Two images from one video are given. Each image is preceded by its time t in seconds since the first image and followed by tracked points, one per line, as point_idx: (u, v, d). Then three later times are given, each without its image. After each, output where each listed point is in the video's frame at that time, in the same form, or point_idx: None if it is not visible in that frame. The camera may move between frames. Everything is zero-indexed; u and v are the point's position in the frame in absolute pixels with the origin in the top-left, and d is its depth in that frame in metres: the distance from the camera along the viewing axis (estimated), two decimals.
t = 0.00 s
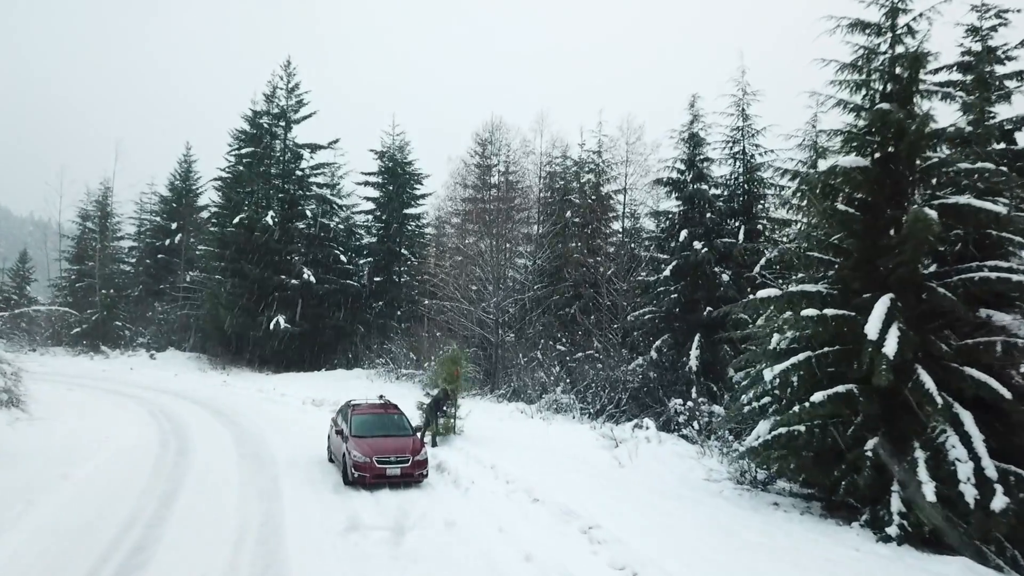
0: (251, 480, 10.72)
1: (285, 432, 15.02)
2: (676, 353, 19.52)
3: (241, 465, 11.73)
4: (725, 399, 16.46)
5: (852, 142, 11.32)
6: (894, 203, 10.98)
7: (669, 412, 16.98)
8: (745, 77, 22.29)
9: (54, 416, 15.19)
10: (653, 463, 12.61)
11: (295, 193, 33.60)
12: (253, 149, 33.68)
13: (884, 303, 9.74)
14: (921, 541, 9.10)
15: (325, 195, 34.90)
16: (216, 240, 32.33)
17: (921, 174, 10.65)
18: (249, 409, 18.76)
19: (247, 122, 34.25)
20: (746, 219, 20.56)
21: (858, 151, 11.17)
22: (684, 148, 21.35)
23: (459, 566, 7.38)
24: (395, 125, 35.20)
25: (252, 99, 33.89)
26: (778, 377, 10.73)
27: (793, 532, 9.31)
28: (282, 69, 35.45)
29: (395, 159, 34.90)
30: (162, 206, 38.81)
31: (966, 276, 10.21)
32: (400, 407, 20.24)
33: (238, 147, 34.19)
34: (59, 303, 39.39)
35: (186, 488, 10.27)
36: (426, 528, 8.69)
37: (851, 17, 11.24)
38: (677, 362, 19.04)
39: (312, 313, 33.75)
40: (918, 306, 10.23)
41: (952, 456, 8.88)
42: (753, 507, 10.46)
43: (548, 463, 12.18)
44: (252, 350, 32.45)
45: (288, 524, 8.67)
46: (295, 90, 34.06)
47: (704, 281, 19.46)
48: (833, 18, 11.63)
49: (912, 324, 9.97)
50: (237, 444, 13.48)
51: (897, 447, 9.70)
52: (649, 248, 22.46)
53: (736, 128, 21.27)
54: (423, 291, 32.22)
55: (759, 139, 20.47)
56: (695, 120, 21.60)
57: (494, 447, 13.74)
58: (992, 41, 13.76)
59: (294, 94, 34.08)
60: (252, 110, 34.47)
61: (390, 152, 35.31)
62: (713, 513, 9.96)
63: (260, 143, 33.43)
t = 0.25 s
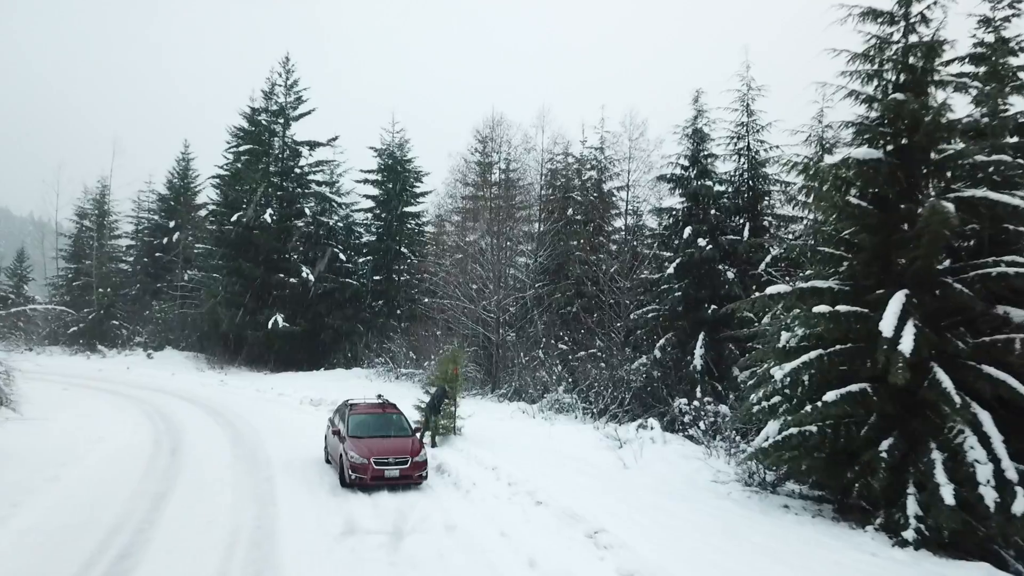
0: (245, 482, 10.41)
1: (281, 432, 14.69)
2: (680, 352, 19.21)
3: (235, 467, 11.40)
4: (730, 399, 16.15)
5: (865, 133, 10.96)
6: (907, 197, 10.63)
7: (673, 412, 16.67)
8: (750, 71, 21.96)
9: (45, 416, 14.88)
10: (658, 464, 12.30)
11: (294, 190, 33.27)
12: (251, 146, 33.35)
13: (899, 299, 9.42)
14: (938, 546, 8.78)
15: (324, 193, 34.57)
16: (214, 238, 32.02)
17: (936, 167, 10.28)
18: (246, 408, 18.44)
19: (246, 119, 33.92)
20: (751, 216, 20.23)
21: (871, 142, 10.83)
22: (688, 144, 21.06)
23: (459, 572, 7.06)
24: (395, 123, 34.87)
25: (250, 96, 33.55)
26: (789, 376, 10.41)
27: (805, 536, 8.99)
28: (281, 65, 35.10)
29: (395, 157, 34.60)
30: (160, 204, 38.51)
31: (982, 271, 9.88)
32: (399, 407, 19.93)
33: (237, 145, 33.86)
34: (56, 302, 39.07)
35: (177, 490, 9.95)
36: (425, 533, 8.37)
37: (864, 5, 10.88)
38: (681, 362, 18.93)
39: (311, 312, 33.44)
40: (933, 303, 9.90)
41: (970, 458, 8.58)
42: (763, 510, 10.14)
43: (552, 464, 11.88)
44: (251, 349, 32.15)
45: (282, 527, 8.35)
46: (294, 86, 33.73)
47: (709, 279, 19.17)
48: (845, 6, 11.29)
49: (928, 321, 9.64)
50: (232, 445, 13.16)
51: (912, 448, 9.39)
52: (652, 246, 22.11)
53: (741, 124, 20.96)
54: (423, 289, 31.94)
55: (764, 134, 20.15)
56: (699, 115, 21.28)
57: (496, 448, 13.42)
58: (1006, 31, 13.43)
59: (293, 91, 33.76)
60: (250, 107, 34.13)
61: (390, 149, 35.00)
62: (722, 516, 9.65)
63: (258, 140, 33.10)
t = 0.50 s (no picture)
0: (238, 483, 10.06)
1: (277, 432, 14.36)
2: (685, 350, 18.86)
3: (228, 468, 11.04)
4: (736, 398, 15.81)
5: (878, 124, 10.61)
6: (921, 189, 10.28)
7: (677, 412, 16.32)
8: (755, 65, 21.63)
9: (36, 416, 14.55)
10: (664, 465, 11.96)
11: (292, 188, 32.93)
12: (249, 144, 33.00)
13: (915, 295, 9.08)
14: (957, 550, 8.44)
15: (322, 191, 34.23)
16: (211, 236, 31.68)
17: (952, 159, 9.93)
18: (242, 408, 18.11)
19: (244, 116, 33.58)
20: (755, 212, 19.90)
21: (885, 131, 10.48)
22: (692, 140, 20.73)
23: None
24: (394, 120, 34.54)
25: (247, 93, 33.20)
26: (800, 374, 10.07)
27: (818, 540, 8.66)
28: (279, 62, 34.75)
29: (394, 154, 34.28)
30: (157, 202, 38.18)
31: (1000, 265, 9.55)
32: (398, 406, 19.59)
33: (234, 142, 33.52)
34: (52, 301, 38.72)
35: (167, 492, 9.61)
36: (424, 537, 8.03)
37: None
38: (685, 360, 18.51)
39: (309, 311, 33.07)
40: (950, 299, 9.57)
41: (992, 459, 8.23)
42: (774, 513, 9.78)
43: (555, 465, 11.55)
44: (248, 348, 31.80)
45: (275, 531, 8.02)
46: (293, 83, 33.39)
47: (713, 276, 18.85)
48: None
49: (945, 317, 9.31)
50: (225, 445, 12.82)
51: (929, 449, 9.05)
52: (654, 243, 21.71)
53: (745, 119, 20.62)
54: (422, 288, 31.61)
55: (769, 129, 19.82)
56: (703, 110, 20.95)
57: (496, 449, 13.08)
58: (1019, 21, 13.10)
59: (292, 88, 33.42)
60: (248, 103, 33.77)
61: (389, 147, 34.68)
62: (732, 519, 9.31)
63: (256, 137, 32.76)
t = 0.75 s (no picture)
0: (230, 485, 9.72)
1: (273, 432, 14.01)
2: (689, 349, 18.51)
3: (220, 469, 10.68)
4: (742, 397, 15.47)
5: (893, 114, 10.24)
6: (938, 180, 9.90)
7: (682, 411, 15.96)
8: (760, 59, 21.27)
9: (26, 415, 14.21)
10: (670, 465, 11.62)
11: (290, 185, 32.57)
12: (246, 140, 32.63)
13: (933, 289, 8.74)
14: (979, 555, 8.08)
15: (321, 188, 33.87)
16: (208, 234, 31.34)
17: (970, 149, 9.56)
18: (238, 407, 17.76)
19: (242, 112, 33.22)
20: (761, 208, 19.56)
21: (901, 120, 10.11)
22: (696, 134, 20.39)
23: None
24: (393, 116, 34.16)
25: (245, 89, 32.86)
26: (812, 372, 9.73)
27: (833, 544, 8.31)
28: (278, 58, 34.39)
29: (394, 151, 33.94)
30: (155, 200, 37.85)
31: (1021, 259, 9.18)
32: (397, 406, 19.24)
33: (232, 139, 33.15)
34: (49, 299, 38.40)
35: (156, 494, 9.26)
36: (422, 541, 7.67)
37: None
38: (690, 359, 18.17)
39: (307, 310, 32.71)
40: (968, 294, 9.21)
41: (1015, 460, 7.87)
42: (785, 516, 9.45)
43: (557, 466, 11.22)
44: (246, 347, 31.46)
45: (266, 535, 7.67)
46: (291, 79, 33.02)
47: (719, 273, 18.53)
48: None
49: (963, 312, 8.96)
50: (219, 445, 12.48)
51: (947, 449, 8.71)
52: (657, 239, 21.32)
53: (750, 113, 20.27)
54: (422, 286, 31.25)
55: (774, 124, 19.48)
56: (708, 104, 20.60)
57: (498, 449, 12.72)
58: None
59: (290, 84, 33.06)
60: (246, 99, 33.41)
61: (389, 143, 34.34)
62: (742, 522, 8.97)
63: (254, 134, 32.40)
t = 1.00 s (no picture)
0: (221, 485, 9.37)
1: (268, 430, 13.66)
2: (693, 345, 18.16)
3: (212, 468, 10.32)
4: (749, 395, 15.11)
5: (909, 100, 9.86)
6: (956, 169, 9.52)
7: (687, 408, 15.61)
8: (765, 51, 20.90)
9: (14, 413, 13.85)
10: (677, 464, 11.26)
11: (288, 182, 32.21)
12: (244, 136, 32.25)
13: (953, 280, 8.38)
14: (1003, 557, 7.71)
15: (319, 185, 33.51)
16: (205, 231, 30.98)
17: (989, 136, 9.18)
18: (234, 405, 17.40)
19: (239, 108, 32.84)
20: (766, 203, 19.21)
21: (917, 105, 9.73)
22: (700, 128, 20.04)
23: None
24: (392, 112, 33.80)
25: (243, 85, 32.49)
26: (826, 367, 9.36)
27: (850, 546, 7.95)
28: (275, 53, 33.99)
29: (393, 147, 33.61)
30: (152, 197, 37.48)
31: None
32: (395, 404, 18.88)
33: (229, 135, 32.78)
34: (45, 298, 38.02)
35: (143, 494, 8.90)
36: (419, 543, 7.31)
37: None
38: (694, 356, 17.85)
39: (305, 307, 32.35)
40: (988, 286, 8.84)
41: None
42: (797, 516, 9.10)
43: (560, 464, 10.88)
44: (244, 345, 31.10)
45: (256, 537, 7.31)
46: (289, 74, 32.65)
47: (724, 268, 18.24)
48: None
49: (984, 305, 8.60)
50: (212, 444, 12.12)
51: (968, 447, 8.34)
52: (660, 234, 20.96)
53: (755, 106, 19.91)
54: (421, 283, 30.90)
55: (780, 117, 19.12)
56: (712, 98, 20.25)
57: (499, 447, 12.36)
58: None
59: (288, 79, 32.69)
60: (243, 95, 33.03)
61: (388, 139, 33.97)
62: (753, 523, 8.62)
63: (252, 130, 32.02)
